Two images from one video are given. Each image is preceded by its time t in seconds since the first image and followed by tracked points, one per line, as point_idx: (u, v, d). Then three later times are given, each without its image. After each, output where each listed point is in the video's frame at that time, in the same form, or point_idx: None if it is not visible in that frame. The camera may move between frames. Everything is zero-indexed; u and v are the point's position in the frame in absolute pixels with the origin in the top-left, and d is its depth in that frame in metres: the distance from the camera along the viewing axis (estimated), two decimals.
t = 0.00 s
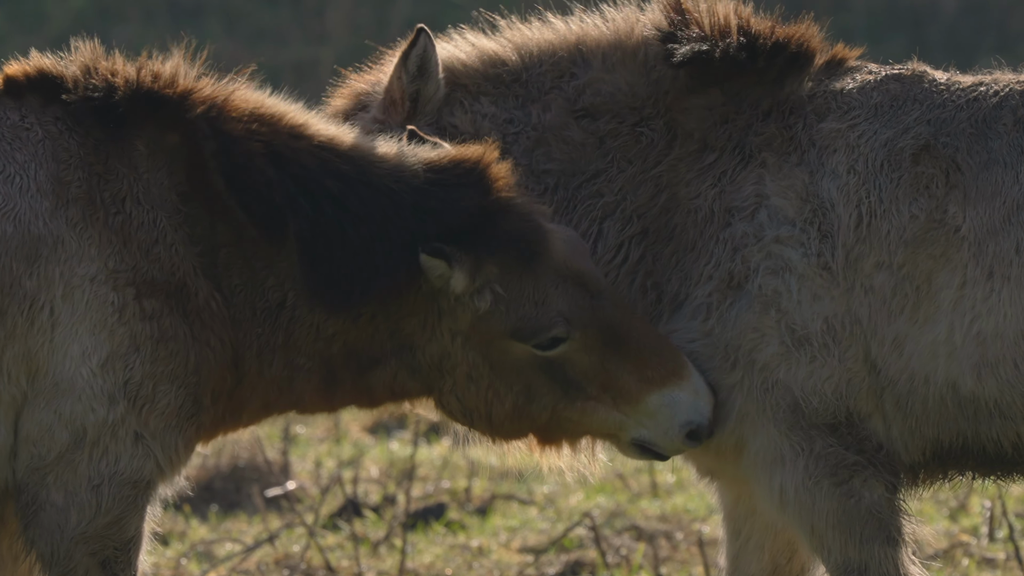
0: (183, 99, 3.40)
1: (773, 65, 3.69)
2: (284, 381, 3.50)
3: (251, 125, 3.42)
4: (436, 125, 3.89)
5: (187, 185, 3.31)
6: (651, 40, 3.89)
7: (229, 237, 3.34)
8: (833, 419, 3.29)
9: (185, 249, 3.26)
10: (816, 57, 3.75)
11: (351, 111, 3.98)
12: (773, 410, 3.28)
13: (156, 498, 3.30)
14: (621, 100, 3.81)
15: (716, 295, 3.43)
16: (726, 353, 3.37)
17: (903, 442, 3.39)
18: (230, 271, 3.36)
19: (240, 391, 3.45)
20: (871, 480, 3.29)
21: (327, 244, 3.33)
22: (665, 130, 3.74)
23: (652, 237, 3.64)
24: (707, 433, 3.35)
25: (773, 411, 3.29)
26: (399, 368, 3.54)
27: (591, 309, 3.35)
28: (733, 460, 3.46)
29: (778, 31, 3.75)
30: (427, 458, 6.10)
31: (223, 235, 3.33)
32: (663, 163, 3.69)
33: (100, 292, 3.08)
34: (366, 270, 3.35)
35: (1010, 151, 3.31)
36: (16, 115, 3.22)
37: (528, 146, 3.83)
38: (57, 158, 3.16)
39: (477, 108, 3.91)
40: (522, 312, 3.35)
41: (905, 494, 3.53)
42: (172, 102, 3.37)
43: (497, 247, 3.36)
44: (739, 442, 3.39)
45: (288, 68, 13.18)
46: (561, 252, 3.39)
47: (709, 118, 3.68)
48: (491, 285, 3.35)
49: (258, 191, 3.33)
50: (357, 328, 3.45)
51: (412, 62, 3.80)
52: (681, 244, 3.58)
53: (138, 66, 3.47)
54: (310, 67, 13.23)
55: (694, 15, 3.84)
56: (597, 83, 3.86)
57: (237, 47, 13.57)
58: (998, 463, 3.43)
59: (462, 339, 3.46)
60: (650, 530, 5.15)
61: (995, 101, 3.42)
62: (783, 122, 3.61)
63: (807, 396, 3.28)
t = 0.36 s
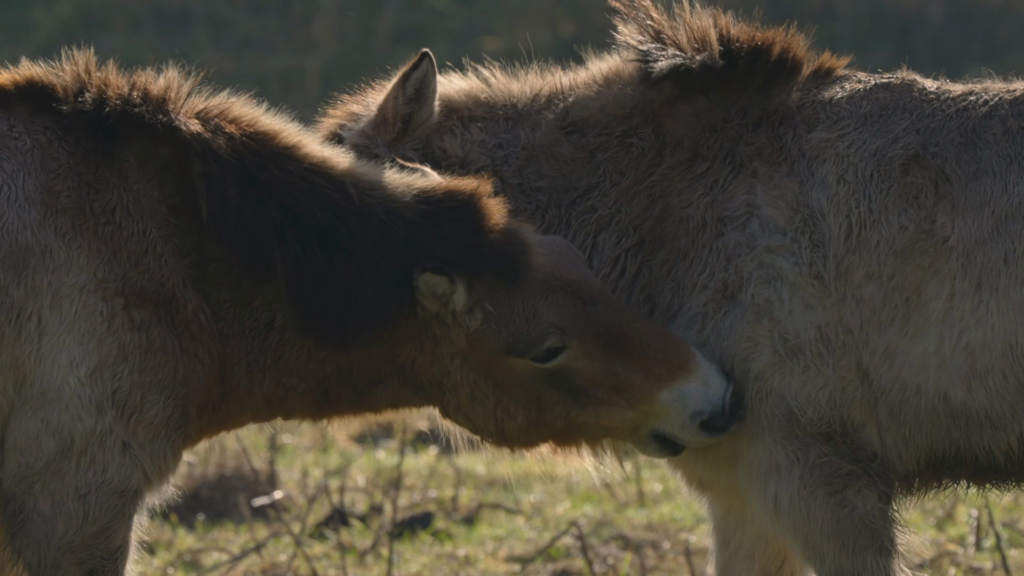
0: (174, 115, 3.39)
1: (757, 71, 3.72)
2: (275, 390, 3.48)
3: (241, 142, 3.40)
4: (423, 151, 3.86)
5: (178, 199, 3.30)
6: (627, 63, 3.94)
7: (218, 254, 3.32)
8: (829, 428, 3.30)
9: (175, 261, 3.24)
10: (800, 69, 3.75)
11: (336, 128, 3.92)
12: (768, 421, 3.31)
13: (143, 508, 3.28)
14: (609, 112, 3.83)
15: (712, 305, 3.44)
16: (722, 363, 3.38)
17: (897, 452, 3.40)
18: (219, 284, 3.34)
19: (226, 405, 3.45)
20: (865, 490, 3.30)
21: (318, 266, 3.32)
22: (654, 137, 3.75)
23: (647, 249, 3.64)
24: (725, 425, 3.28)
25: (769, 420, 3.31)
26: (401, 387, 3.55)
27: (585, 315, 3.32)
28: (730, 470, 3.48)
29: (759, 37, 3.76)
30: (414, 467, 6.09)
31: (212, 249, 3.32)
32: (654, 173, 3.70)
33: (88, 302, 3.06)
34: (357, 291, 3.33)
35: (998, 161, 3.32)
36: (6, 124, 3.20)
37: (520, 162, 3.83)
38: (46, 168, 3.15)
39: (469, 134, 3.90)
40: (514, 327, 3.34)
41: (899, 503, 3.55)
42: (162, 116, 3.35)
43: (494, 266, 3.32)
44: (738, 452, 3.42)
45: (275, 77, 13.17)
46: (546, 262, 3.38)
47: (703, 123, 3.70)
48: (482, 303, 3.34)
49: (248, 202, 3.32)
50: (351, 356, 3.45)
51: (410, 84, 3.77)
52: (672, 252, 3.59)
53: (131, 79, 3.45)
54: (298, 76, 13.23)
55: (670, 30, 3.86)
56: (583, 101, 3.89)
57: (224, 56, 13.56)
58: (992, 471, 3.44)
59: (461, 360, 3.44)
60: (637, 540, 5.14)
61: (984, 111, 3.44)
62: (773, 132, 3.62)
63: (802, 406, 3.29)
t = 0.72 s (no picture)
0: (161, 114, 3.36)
1: (750, 78, 3.73)
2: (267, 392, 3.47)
3: (228, 142, 3.36)
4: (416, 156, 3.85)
5: (166, 200, 3.28)
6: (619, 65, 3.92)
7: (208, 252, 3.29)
8: (821, 433, 3.30)
9: (164, 264, 3.22)
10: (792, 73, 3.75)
11: (331, 130, 3.91)
12: (756, 425, 3.29)
13: (135, 514, 3.25)
14: (604, 120, 3.82)
15: (704, 311, 3.45)
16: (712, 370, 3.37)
17: (892, 456, 3.40)
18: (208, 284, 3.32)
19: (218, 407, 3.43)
20: (857, 495, 3.31)
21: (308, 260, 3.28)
22: (649, 146, 3.75)
23: (641, 256, 3.65)
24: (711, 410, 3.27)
25: (756, 424, 3.29)
26: (391, 381, 3.52)
27: (578, 306, 3.29)
28: (717, 475, 3.45)
29: (755, 45, 3.78)
30: (405, 473, 6.06)
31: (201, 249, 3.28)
32: (649, 179, 3.70)
33: (79, 306, 3.04)
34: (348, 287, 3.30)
35: (993, 165, 3.33)
36: None
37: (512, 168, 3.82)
38: (36, 172, 3.12)
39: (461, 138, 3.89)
40: (508, 320, 3.31)
41: (893, 509, 3.55)
42: (148, 117, 3.31)
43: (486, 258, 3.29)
44: (724, 453, 3.39)
45: (266, 83, 13.15)
46: (539, 255, 3.34)
47: (696, 131, 3.70)
48: (475, 296, 3.30)
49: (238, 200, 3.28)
50: (342, 350, 3.41)
51: (408, 83, 3.78)
52: (666, 258, 3.59)
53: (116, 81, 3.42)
54: (288, 83, 13.22)
55: (658, 38, 3.86)
56: (577, 107, 3.87)
57: (214, 62, 13.54)
58: (987, 476, 3.44)
59: (453, 353, 3.42)
60: (628, 546, 5.13)
61: (979, 115, 3.45)
62: (768, 138, 3.63)
63: (793, 411, 3.29)
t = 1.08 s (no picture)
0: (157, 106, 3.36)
1: (751, 79, 3.74)
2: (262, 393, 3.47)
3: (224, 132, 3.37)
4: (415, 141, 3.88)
5: (161, 197, 3.27)
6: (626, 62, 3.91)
7: (205, 247, 3.30)
8: (814, 435, 3.32)
9: (160, 265, 3.23)
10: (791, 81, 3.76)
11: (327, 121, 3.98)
12: (752, 426, 3.31)
13: (130, 517, 3.26)
14: (604, 114, 3.84)
15: (698, 311, 3.44)
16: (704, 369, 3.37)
17: (881, 459, 3.41)
18: (204, 283, 3.32)
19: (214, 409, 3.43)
20: (848, 499, 3.33)
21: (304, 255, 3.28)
22: (647, 144, 3.77)
23: (632, 253, 3.65)
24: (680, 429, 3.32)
25: (753, 426, 3.31)
26: (375, 376, 3.50)
27: (568, 312, 3.32)
28: (711, 477, 3.46)
29: (759, 48, 3.77)
30: (400, 478, 6.07)
31: (196, 248, 3.30)
32: (643, 179, 3.71)
33: (74, 310, 3.04)
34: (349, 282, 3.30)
35: (987, 169, 3.36)
36: None
37: (509, 160, 3.84)
38: (30, 177, 3.12)
39: (461, 121, 3.92)
40: (501, 315, 3.32)
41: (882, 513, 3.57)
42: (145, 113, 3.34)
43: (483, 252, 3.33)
44: (717, 458, 3.40)
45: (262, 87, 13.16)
46: (536, 255, 3.38)
47: (693, 132, 3.71)
48: (471, 288, 3.32)
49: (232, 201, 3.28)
50: (333, 336, 3.42)
51: (387, 71, 3.79)
52: (660, 258, 3.60)
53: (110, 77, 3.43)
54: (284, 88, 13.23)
55: (672, 31, 3.85)
56: (580, 98, 3.90)
57: (210, 67, 13.56)
58: (974, 480, 3.46)
59: (440, 347, 3.42)
60: (623, 550, 5.13)
61: (974, 119, 3.47)
62: (763, 139, 3.65)
63: (786, 413, 3.31)
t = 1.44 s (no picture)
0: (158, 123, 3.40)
1: (747, 86, 3.75)
2: (254, 405, 3.47)
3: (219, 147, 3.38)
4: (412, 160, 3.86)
5: (159, 209, 3.28)
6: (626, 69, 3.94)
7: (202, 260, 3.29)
8: (811, 440, 3.33)
9: (156, 273, 3.23)
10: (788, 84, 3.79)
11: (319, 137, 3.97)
12: (750, 433, 3.31)
13: (126, 520, 3.26)
14: (598, 125, 3.84)
15: (694, 319, 3.44)
16: (702, 375, 3.38)
17: (881, 464, 3.43)
18: (201, 294, 3.32)
19: (209, 416, 3.41)
20: (847, 503, 3.32)
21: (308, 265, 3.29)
22: (643, 153, 3.76)
23: (633, 263, 3.65)
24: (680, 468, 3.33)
25: (751, 433, 3.31)
26: (371, 395, 3.50)
27: (568, 335, 3.35)
28: (713, 485, 3.48)
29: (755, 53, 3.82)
30: (396, 480, 6.06)
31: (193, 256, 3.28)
32: (642, 188, 3.71)
33: (70, 312, 3.04)
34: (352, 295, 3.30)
35: (983, 172, 3.37)
36: None
37: (506, 177, 3.84)
38: (26, 178, 3.12)
39: (457, 143, 3.91)
40: (501, 333, 3.34)
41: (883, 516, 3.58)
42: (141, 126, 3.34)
43: (483, 266, 3.33)
44: (717, 466, 3.41)
45: (258, 90, 13.16)
46: (539, 279, 3.41)
47: (688, 139, 3.71)
48: (472, 304, 3.34)
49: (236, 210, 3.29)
50: (331, 352, 3.41)
51: (385, 92, 3.77)
52: (657, 266, 3.60)
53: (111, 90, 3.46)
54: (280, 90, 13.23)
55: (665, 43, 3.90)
56: (573, 110, 3.89)
57: (206, 69, 13.56)
58: (976, 484, 3.47)
59: (438, 365, 3.43)
60: (619, 553, 5.14)
61: (969, 122, 3.48)
62: (759, 146, 3.65)
63: (783, 420, 3.31)
